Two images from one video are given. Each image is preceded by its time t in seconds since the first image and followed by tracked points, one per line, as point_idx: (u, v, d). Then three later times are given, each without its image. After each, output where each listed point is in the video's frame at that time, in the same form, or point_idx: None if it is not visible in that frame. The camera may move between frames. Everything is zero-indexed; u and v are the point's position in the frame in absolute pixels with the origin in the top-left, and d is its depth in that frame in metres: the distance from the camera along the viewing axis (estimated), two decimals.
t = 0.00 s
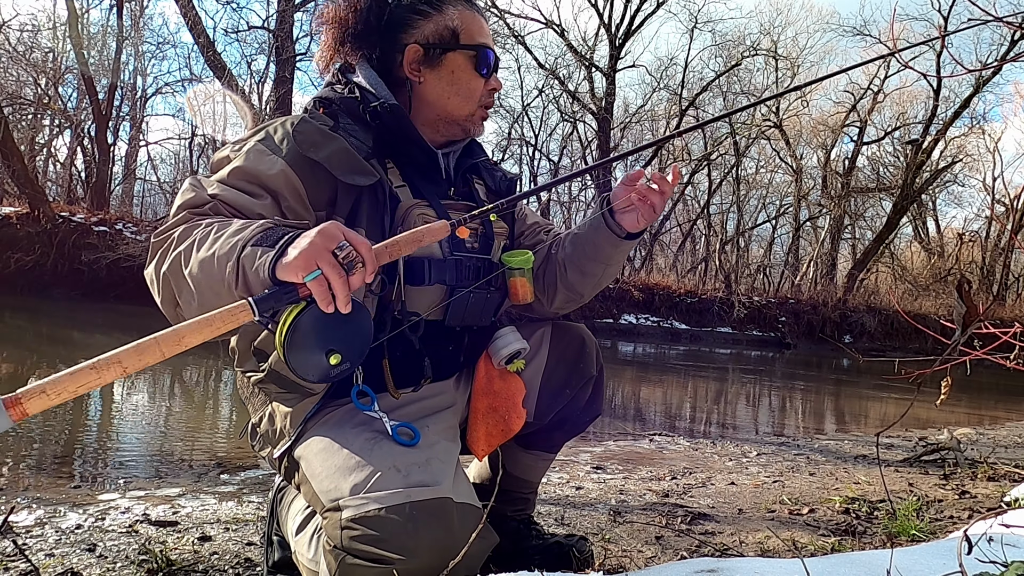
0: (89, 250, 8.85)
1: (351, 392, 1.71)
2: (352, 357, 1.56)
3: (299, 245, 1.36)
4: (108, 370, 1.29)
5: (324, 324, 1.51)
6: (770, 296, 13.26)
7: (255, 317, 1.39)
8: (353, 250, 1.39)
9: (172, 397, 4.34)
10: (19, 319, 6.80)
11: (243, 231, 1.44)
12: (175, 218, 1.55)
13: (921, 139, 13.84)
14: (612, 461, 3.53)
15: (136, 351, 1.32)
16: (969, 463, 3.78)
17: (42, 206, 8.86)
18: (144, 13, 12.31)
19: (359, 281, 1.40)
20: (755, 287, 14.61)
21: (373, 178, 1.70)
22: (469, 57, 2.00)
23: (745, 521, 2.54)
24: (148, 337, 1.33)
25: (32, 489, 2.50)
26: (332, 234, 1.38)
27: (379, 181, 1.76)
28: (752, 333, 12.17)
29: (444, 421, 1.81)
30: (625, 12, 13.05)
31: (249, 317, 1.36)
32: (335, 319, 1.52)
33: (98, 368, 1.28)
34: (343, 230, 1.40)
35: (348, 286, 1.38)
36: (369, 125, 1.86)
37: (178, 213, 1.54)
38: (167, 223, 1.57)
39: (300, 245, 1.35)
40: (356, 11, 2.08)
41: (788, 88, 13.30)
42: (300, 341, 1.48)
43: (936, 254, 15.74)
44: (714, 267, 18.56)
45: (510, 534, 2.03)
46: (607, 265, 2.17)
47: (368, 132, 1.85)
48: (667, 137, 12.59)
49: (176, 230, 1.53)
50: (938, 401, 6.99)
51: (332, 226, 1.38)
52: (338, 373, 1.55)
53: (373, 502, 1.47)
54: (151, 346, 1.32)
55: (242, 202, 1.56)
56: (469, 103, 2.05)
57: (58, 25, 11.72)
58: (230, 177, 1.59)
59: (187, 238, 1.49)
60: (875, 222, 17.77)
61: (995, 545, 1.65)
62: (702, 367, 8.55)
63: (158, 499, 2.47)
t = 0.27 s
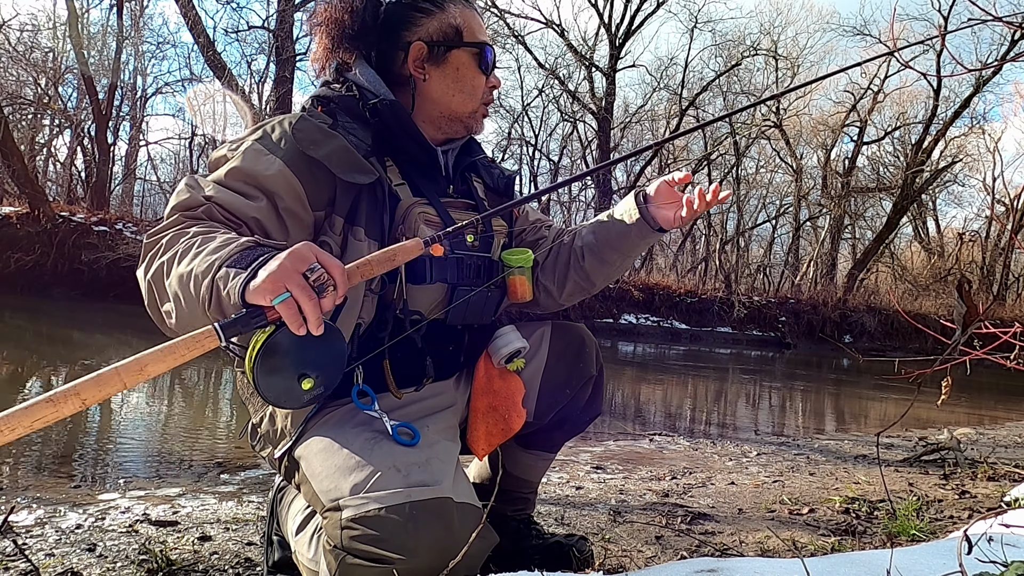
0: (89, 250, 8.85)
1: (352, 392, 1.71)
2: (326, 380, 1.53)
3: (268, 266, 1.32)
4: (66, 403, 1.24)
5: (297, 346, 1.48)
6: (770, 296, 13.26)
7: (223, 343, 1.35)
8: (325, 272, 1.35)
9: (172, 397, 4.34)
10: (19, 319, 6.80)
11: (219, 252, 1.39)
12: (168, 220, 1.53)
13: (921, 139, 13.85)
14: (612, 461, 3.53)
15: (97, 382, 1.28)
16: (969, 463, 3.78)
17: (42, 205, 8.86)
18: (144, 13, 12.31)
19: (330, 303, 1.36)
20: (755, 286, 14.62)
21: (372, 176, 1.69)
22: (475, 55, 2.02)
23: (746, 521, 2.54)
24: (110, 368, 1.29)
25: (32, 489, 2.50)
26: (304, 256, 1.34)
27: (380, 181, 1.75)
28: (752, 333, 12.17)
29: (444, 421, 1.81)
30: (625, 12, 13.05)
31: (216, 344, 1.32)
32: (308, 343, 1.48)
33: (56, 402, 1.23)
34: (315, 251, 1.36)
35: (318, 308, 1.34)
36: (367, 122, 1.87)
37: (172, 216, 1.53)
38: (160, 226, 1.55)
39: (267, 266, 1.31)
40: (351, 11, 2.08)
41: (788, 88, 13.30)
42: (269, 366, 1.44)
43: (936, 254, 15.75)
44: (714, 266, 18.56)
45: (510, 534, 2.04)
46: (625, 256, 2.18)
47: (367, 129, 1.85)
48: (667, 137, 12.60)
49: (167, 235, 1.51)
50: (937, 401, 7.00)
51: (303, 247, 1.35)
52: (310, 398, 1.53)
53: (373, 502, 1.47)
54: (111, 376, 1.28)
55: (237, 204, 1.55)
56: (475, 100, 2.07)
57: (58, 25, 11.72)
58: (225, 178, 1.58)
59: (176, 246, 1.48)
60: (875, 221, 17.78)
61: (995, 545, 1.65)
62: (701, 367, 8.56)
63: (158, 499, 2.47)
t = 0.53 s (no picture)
0: (89, 250, 8.85)
1: (353, 391, 1.71)
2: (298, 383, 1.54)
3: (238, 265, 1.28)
4: (25, 406, 1.19)
5: (274, 348, 1.48)
6: (770, 296, 13.26)
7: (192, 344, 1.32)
8: (295, 271, 1.32)
9: (172, 396, 4.34)
10: (20, 318, 6.80)
11: (195, 251, 1.36)
12: (158, 217, 1.51)
13: (921, 139, 13.85)
14: (612, 460, 3.53)
15: (58, 386, 1.22)
16: (968, 463, 3.79)
17: (42, 205, 8.86)
18: (144, 13, 12.32)
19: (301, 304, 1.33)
20: (755, 286, 14.62)
21: (368, 174, 1.70)
22: (468, 54, 2.01)
23: (746, 521, 2.54)
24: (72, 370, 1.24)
25: (32, 488, 2.50)
26: (274, 256, 1.31)
27: (377, 180, 1.77)
28: (752, 333, 12.18)
29: (443, 420, 1.81)
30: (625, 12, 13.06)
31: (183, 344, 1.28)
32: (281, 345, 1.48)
33: (16, 404, 1.18)
34: (287, 251, 1.33)
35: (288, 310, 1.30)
36: (365, 121, 1.86)
37: (161, 213, 1.50)
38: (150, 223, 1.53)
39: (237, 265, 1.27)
40: (348, 11, 2.08)
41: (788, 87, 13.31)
42: (244, 362, 1.45)
43: (936, 254, 15.75)
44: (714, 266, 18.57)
45: (510, 534, 2.04)
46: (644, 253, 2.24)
47: (365, 128, 1.85)
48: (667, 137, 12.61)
49: (156, 233, 1.49)
50: (937, 401, 7.01)
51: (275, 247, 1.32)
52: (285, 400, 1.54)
53: (373, 502, 1.47)
54: (72, 378, 1.23)
55: (230, 202, 1.54)
56: (475, 98, 2.07)
57: (58, 25, 11.72)
58: (219, 177, 1.57)
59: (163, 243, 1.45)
60: (875, 221, 17.79)
61: (995, 544, 1.65)
62: (701, 367, 8.56)
63: (158, 499, 2.47)
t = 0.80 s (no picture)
0: (89, 250, 8.84)
1: (354, 390, 1.72)
2: (291, 369, 1.49)
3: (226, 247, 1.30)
4: (9, 382, 1.18)
5: (267, 337, 1.44)
6: (770, 296, 13.26)
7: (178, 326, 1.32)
8: (282, 251, 1.33)
9: (172, 396, 4.34)
10: (20, 318, 6.80)
11: (187, 241, 1.37)
12: (152, 214, 1.51)
13: (921, 139, 13.85)
14: (612, 460, 3.53)
15: (40, 364, 1.21)
16: (968, 463, 3.79)
17: (42, 205, 8.86)
18: (144, 13, 12.31)
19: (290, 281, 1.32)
20: (756, 286, 14.62)
21: (363, 173, 1.70)
22: (456, 49, 2.01)
23: (745, 520, 2.54)
24: (57, 348, 1.24)
25: (31, 488, 2.50)
26: (262, 236, 1.32)
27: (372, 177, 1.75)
28: (752, 332, 12.17)
29: (444, 420, 1.81)
30: (625, 11, 13.07)
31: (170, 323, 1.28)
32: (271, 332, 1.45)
33: None
34: (275, 234, 1.34)
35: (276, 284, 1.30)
36: (361, 120, 1.87)
37: (155, 209, 1.51)
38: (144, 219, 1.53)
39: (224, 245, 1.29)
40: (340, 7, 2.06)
41: (788, 87, 13.32)
42: (230, 355, 1.41)
43: (936, 254, 15.75)
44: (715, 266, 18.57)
45: (510, 533, 2.04)
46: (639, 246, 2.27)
47: (361, 127, 1.85)
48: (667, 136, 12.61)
49: (148, 228, 1.49)
50: (937, 401, 7.01)
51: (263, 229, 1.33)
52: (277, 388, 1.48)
53: (373, 501, 1.47)
54: (58, 356, 1.23)
55: (222, 198, 1.54)
56: (466, 95, 2.06)
57: (58, 25, 11.71)
58: (212, 176, 1.58)
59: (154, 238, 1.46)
60: (875, 221, 17.79)
61: (995, 544, 1.65)
62: (701, 366, 8.56)
63: (158, 499, 2.47)
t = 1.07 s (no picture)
0: (89, 249, 8.84)
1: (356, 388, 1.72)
2: (253, 375, 1.45)
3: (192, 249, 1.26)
4: None
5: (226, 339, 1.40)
6: (770, 296, 13.26)
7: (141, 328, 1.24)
8: (249, 254, 1.30)
9: (172, 396, 4.34)
10: (20, 318, 6.79)
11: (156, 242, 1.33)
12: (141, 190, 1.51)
13: (921, 139, 13.86)
14: (612, 460, 3.53)
15: None
16: (968, 463, 3.79)
17: (42, 205, 8.86)
18: (144, 12, 12.30)
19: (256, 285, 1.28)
20: (755, 286, 14.62)
21: (363, 171, 1.69)
22: (440, 50, 1.99)
23: (746, 520, 2.54)
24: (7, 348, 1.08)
25: (31, 488, 2.50)
26: (227, 240, 1.29)
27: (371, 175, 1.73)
28: (752, 332, 12.17)
29: (444, 420, 1.81)
30: (625, 11, 13.07)
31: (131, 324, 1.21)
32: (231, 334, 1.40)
33: None
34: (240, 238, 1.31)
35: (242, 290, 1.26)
36: (364, 117, 1.86)
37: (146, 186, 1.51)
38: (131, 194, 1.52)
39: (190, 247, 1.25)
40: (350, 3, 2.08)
41: (788, 87, 13.32)
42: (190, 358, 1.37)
43: (936, 254, 15.75)
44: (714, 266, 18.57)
45: (510, 533, 2.04)
46: (635, 217, 2.33)
47: (363, 124, 1.84)
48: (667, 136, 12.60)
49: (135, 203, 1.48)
50: (937, 401, 7.02)
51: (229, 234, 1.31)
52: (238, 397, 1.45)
53: (375, 501, 1.47)
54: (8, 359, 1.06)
55: (216, 184, 1.55)
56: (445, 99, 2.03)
57: (58, 24, 11.70)
58: (209, 162, 1.58)
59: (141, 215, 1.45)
60: (875, 221, 17.80)
61: (995, 544, 1.65)
62: (701, 366, 8.56)
63: (157, 499, 2.47)
